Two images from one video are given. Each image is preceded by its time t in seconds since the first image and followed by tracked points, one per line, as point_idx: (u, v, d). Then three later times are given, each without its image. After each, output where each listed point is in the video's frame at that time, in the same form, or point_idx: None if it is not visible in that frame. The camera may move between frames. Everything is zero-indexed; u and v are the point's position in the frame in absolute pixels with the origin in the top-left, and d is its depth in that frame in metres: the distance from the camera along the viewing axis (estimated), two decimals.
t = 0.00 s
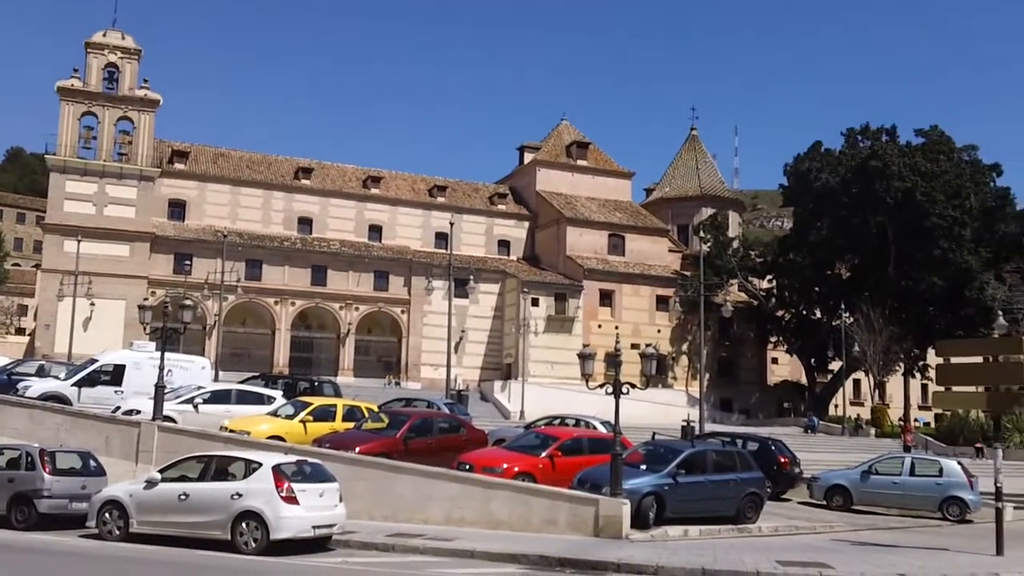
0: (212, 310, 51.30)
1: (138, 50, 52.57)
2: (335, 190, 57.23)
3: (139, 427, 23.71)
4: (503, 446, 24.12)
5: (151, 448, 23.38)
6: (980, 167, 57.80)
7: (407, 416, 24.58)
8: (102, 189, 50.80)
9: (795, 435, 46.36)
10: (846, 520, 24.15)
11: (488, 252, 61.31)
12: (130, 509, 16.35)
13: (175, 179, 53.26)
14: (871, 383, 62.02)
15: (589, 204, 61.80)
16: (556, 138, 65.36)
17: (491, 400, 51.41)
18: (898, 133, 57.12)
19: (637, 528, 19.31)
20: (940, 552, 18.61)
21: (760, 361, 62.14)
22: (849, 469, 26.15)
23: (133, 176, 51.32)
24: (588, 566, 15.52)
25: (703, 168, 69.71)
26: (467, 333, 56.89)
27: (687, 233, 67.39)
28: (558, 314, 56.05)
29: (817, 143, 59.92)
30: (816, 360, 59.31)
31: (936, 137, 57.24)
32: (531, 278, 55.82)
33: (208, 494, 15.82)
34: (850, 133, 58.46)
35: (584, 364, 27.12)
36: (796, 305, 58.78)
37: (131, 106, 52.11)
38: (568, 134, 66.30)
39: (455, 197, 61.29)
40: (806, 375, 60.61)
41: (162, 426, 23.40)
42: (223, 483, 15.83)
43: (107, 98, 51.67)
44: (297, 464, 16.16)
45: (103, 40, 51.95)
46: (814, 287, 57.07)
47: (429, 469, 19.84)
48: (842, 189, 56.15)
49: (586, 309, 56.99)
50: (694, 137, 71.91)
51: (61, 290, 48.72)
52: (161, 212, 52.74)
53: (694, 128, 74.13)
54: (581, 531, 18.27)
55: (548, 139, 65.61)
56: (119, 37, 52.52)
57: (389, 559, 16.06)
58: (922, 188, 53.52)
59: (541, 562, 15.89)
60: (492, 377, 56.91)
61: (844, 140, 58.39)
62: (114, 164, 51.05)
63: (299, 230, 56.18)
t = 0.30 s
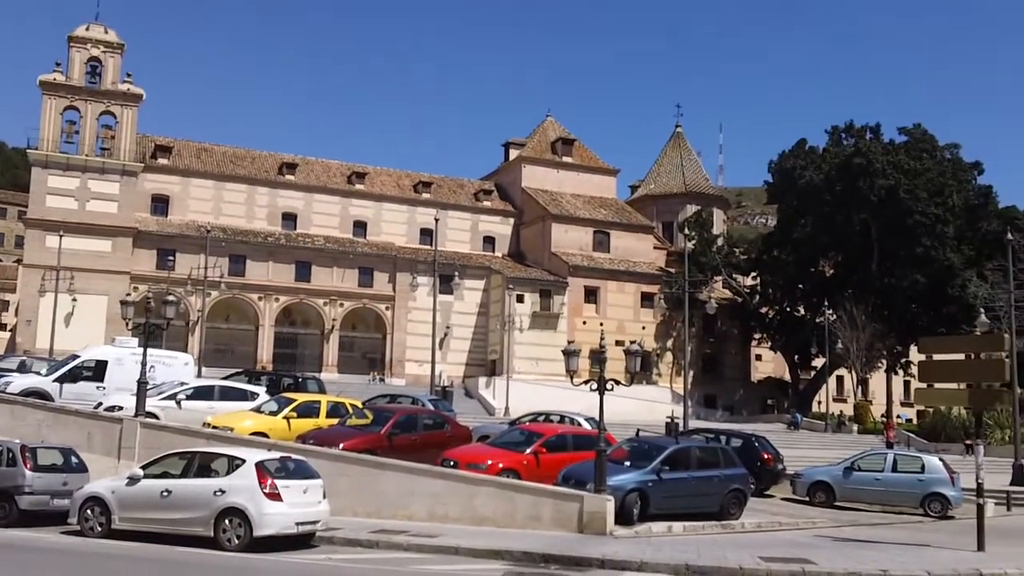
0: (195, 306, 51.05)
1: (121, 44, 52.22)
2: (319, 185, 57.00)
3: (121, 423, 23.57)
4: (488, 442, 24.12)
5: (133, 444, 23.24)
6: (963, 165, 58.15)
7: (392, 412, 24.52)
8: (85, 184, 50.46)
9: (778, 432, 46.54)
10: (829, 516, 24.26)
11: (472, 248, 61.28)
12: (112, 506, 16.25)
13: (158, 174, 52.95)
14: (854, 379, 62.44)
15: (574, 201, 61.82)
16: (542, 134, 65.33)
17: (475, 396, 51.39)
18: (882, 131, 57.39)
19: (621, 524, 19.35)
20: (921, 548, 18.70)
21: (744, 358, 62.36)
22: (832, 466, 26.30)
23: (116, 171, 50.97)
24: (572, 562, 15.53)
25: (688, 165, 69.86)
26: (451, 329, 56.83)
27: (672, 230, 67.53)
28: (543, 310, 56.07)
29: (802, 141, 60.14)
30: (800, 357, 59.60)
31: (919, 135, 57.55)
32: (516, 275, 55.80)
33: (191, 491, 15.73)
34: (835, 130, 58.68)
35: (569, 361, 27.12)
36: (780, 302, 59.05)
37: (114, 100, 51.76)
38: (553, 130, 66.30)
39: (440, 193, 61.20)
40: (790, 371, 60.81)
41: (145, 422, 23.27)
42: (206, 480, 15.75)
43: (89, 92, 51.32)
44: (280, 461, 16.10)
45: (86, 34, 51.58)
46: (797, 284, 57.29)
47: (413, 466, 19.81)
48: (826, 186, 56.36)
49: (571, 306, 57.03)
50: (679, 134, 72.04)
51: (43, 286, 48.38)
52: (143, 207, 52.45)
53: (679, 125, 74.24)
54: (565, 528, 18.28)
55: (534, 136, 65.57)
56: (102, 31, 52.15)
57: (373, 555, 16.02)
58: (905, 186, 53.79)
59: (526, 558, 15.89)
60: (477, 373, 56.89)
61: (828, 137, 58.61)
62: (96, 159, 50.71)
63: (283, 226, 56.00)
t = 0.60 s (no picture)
0: (180, 304, 50.82)
1: (104, 40, 51.94)
2: (304, 182, 56.80)
3: (105, 422, 23.43)
4: (473, 440, 24.08)
5: (117, 442, 23.10)
6: (947, 163, 58.42)
7: (377, 410, 24.45)
8: (68, 180, 50.16)
9: (764, 428, 46.68)
10: (813, 513, 24.33)
11: (459, 246, 61.22)
12: (96, 504, 16.14)
13: (142, 171, 52.69)
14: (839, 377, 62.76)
15: (561, 198, 61.82)
16: (528, 132, 65.29)
17: (461, 394, 51.34)
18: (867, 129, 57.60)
19: (607, 522, 19.34)
20: (905, 544, 18.77)
21: (729, 355, 62.51)
22: (817, 463, 26.38)
23: (99, 167, 50.66)
24: (557, 560, 15.51)
25: (674, 162, 69.98)
26: (438, 327, 56.77)
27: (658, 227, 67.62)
28: (529, 308, 56.06)
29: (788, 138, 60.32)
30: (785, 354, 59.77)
31: (903, 133, 57.77)
32: (502, 272, 55.75)
33: (176, 489, 15.63)
34: (820, 128, 58.84)
35: (554, 358, 27.09)
36: (766, 299, 59.20)
37: (97, 96, 51.45)
38: (540, 127, 66.29)
39: (425, 190, 61.12)
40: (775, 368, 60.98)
41: (129, 420, 23.13)
42: (191, 478, 15.65)
43: (72, 88, 51.01)
44: (266, 459, 16.02)
45: (69, 30, 51.28)
46: (783, 281, 57.40)
47: (399, 464, 19.76)
48: (811, 184, 56.51)
49: (558, 303, 57.05)
50: (665, 131, 72.13)
51: (26, 283, 48.10)
52: (127, 204, 52.17)
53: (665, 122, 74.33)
54: (551, 525, 18.28)
55: (520, 133, 65.53)
56: (85, 27, 51.85)
57: (359, 553, 15.96)
58: (890, 184, 54.06)
59: (512, 555, 15.86)
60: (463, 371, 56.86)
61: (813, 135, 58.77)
62: (79, 156, 50.41)
63: (267, 223, 55.82)
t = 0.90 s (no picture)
0: (166, 301, 50.62)
1: (90, 36, 51.70)
2: (292, 179, 56.63)
3: (91, 420, 23.33)
4: (461, 438, 24.08)
5: (103, 440, 22.99)
6: (933, 161, 58.68)
7: (365, 407, 24.42)
8: (54, 177, 49.89)
9: (751, 426, 46.88)
10: (800, 510, 24.40)
11: (447, 243, 61.17)
12: (82, 502, 16.06)
13: (129, 167, 52.46)
14: (826, 374, 63.05)
15: (549, 195, 61.81)
16: (516, 129, 65.26)
17: (449, 391, 51.31)
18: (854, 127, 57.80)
19: (595, 519, 19.31)
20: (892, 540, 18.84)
21: (717, 352, 62.66)
22: (803, 460, 26.53)
23: (86, 164, 50.39)
24: (545, 557, 15.50)
25: (662, 160, 70.09)
26: (426, 324, 56.73)
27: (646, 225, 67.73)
28: (518, 305, 56.07)
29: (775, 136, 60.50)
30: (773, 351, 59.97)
31: (890, 131, 57.99)
32: (490, 269, 55.71)
33: (162, 487, 15.55)
34: (807, 126, 59.00)
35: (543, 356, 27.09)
36: (753, 297, 59.06)
37: (83, 93, 51.17)
38: (528, 125, 66.28)
39: (413, 188, 61.04)
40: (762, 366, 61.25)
41: (115, 418, 23.02)
42: (177, 476, 15.57)
43: (58, 84, 50.73)
44: (253, 456, 15.95)
45: (55, 26, 51.00)
46: (770, 279, 57.30)
47: (387, 461, 19.72)
48: (798, 181, 56.69)
49: (546, 300, 57.06)
50: (653, 129, 72.21)
51: (12, 280, 47.84)
52: (114, 201, 51.92)
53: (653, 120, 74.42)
54: (539, 522, 18.28)
55: (508, 130, 65.50)
56: (71, 23, 51.56)
57: (346, 551, 15.92)
58: (877, 181, 54.29)
59: (500, 553, 15.85)
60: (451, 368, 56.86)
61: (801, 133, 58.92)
62: (65, 153, 50.14)
63: (254, 220, 55.61)
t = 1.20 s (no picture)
0: (151, 300, 50.39)
1: (76, 33, 51.43)
2: (279, 178, 56.46)
3: (75, 419, 23.21)
4: (448, 437, 24.05)
5: (88, 439, 22.85)
6: (918, 163, 59.07)
7: (351, 407, 24.37)
8: (39, 175, 49.59)
9: (737, 425, 47.01)
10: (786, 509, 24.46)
11: (434, 243, 61.11)
12: (67, 502, 15.95)
13: (115, 166, 52.23)
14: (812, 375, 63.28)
15: (536, 195, 61.83)
16: (504, 129, 65.26)
17: (436, 391, 51.23)
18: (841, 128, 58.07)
19: (582, 519, 19.29)
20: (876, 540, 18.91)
21: (704, 352, 62.80)
22: (789, 460, 26.65)
23: (71, 162, 50.08)
24: (531, 557, 15.47)
25: (649, 161, 70.21)
26: (413, 324, 56.66)
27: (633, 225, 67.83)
28: (505, 305, 56.05)
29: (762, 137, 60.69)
30: (760, 351, 60.15)
31: (877, 133, 58.28)
32: (477, 269, 55.67)
33: (147, 487, 15.46)
34: (794, 127, 59.21)
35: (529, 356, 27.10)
36: (739, 298, 58.88)
37: (69, 90, 50.90)
38: (515, 124, 66.30)
39: (400, 187, 60.96)
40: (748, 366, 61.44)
41: (99, 417, 22.90)
42: (162, 476, 15.48)
43: (44, 82, 50.45)
44: (238, 456, 15.87)
45: (41, 23, 50.72)
46: (756, 279, 57.43)
47: (373, 461, 19.66)
48: (785, 182, 56.89)
49: (533, 300, 57.06)
50: (641, 129, 72.32)
51: None
52: (99, 199, 51.66)
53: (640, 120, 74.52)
54: (525, 522, 18.27)
55: (496, 130, 65.50)
56: (57, 20, 51.30)
57: (332, 551, 15.86)
58: (863, 182, 54.69)
59: (486, 553, 15.82)
60: (438, 368, 56.81)
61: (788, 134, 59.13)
62: (51, 151, 49.84)
63: (241, 219, 55.36)
